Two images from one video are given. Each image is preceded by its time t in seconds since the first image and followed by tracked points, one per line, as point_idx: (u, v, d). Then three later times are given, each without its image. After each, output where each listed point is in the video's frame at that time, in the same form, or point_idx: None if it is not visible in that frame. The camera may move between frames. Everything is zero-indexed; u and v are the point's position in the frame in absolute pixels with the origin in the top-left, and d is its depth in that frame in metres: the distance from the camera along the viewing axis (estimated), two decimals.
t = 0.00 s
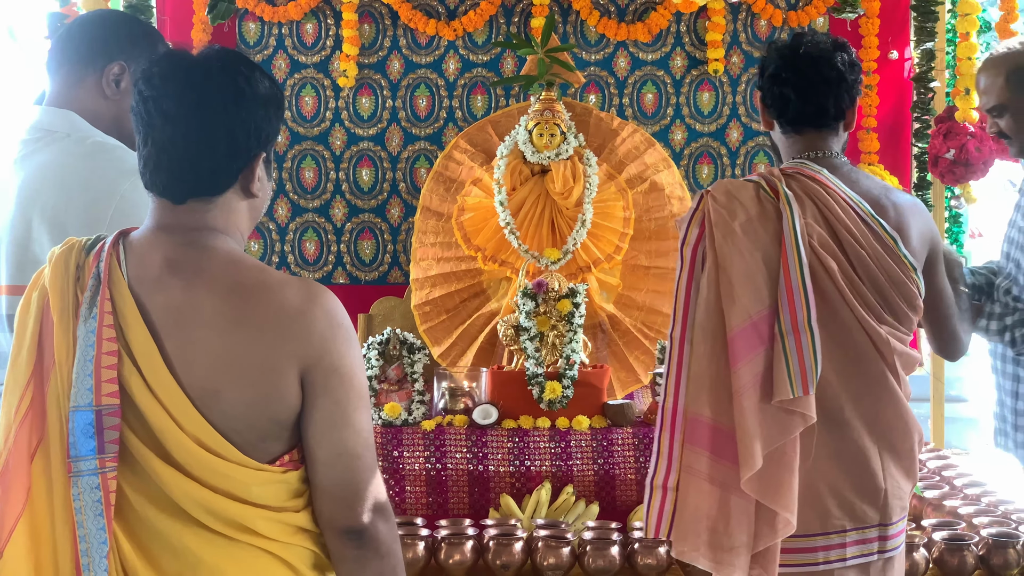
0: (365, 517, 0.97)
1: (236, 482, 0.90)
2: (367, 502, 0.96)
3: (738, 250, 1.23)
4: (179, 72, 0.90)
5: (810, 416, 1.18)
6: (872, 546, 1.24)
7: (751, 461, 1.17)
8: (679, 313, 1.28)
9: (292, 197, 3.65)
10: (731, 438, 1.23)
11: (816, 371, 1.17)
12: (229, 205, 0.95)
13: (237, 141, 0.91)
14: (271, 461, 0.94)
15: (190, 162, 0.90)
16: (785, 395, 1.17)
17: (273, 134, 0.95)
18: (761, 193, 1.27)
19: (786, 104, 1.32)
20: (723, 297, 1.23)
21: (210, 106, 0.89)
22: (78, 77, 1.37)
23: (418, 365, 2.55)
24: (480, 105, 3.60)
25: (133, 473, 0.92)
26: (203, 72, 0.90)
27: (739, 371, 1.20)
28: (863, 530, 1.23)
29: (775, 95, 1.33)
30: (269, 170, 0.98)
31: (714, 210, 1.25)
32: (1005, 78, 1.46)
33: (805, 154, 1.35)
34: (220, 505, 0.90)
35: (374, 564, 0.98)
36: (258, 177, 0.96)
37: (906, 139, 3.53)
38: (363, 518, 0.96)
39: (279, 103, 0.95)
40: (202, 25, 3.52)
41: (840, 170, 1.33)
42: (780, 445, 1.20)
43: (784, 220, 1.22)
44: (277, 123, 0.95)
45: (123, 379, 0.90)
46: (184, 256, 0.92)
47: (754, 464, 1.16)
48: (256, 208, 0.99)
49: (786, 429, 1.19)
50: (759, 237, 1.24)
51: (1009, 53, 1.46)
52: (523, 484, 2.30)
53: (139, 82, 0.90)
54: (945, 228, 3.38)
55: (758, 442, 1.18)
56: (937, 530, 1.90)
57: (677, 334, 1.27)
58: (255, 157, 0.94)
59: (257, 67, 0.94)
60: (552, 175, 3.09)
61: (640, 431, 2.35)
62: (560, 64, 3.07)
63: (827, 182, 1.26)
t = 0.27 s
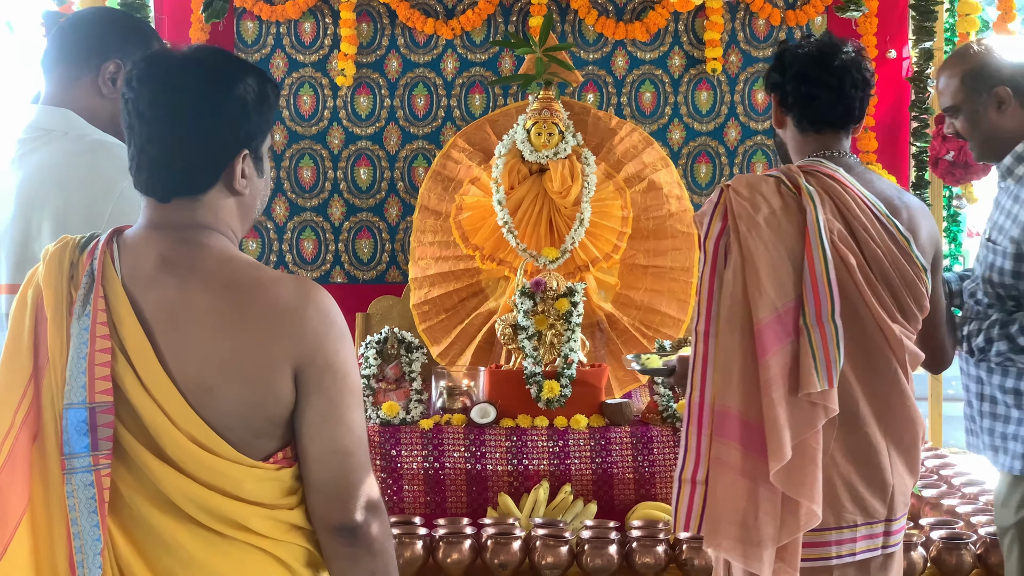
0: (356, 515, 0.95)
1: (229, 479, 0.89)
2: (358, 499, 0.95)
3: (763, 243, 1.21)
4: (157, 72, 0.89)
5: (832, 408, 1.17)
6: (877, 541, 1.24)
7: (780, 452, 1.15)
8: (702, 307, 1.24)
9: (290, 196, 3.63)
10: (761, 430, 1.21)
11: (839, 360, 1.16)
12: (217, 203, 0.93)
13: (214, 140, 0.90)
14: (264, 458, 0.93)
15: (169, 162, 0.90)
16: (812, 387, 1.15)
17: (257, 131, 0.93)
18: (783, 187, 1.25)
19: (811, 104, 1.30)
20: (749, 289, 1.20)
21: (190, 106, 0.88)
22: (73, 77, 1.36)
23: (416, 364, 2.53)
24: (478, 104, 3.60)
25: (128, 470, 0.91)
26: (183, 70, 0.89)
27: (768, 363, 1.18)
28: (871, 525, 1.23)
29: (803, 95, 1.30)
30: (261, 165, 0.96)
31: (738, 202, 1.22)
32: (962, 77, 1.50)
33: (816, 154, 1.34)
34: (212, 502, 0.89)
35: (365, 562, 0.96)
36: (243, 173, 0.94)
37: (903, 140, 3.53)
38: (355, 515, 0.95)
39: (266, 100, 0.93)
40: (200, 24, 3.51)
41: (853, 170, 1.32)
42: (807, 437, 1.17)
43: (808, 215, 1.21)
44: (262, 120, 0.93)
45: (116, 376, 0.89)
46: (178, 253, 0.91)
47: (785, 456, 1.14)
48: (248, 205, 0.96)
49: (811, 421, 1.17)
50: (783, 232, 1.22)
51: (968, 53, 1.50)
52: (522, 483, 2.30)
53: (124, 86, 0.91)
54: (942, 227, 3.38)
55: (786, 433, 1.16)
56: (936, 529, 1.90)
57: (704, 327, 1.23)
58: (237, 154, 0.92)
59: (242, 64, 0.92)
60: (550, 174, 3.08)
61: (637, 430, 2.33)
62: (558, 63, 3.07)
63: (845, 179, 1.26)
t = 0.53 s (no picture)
0: (349, 511, 0.94)
1: (222, 475, 0.89)
2: (351, 495, 0.94)
3: (789, 233, 1.18)
4: (139, 72, 0.89)
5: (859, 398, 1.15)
6: (884, 534, 1.23)
7: (816, 439, 1.12)
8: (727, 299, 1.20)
9: (289, 193, 3.63)
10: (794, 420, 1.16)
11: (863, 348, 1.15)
12: (205, 200, 0.93)
13: (198, 136, 0.89)
14: (257, 455, 0.93)
15: (155, 162, 0.90)
16: (845, 374, 1.13)
17: (243, 125, 0.92)
18: (803, 179, 1.22)
19: (827, 101, 1.29)
20: (779, 277, 1.17)
21: (169, 105, 0.88)
22: (70, 76, 1.35)
23: (416, 361, 2.56)
24: (478, 101, 3.60)
25: (121, 468, 0.91)
26: (161, 69, 0.88)
27: (800, 351, 1.15)
28: (880, 517, 1.22)
29: (818, 92, 1.29)
30: (248, 161, 0.95)
31: (762, 192, 1.19)
32: (949, 62, 1.51)
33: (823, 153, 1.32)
34: (205, 499, 0.89)
35: (359, 558, 0.95)
36: (230, 169, 0.93)
37: (903, 137, 3.53)
38: (348, 511, 0.94)
39: (250, 93, 0.92)
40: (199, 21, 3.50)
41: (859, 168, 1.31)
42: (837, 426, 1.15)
43: (832, 206, 1.19)
44: (248, 113, 0.92)
45: (109, 373, 0.89)
46: (169, 251, 0.91)
47: (820, 442, 1.11)
48: (237, 201, 0.96)
49: (840, 410, 1.15)
50: (807, 222, 1.19)
51: (947, 39, 1.52)
52: (521, 481, 2.29)
53: (110, 86, 0.91)
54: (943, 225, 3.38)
55: (820, 419, 1.13)
56: (935, 527, 1.90)
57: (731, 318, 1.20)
58: (222, 150, 0.91)
59: (224, 58, 0.91)
60: (550, 172, 3.08)
61: (637, 428, 2.33)
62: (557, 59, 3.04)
63: (859, 174, 1.25)
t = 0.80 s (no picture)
0: (343, 504, 0.93)
1: (214, 471, 0.88)
2: (345, 490, 0.93)
3: (804, 225, 1.16)
4: (126, 68, 0.88)
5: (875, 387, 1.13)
6: (892, 526, 1.22)
7: (841, 428, 1.09)
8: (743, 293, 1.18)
9: (290, 189, 3.62)
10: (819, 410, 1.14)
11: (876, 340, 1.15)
12: (196, 195, 0.92)
13: (186, 131, 0.88)
14: (250, 450, 0.92)
15: (145, 157, 0.89)
16: (864, 364, 1.12)
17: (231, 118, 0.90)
18: (811, 174, 1.22)
19: (829, 98, 1.26)
20: (797, 268, 1.15)
21: (155, 100, 0.87)
22: (68, 71, 1.34)
23: (416, 356, 2.52)
24: (478, 97, 3.57)
25: (114, 463, 0.90)
26: (147, 64, 0.87)
27: (822, 341, 1.12)
28: (890, 509, 1.21)
29: (820, 90, 1.26)
30: (239, 154, 0.94)
31: (774, 184, 1.18)
32: (927, 60, 1.50)
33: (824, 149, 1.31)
34: (199, 494, 0.88)
35: (353, 551, 0.94)
36: (220, 163, 0.92)
37: (903, 134, 3.51)
38: (342, 505, 0.93)
39: (236, 87, 0.90)
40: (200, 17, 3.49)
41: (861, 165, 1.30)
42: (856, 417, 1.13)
43: (843, 198, 1.19)
44: (235, 106, 0.91)
45: (102, 369, 0.88)
46: (162, 246, 0.90)
47: (846, 431, 1.09)
48: (228, 195, 0.95)
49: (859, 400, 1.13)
50: (819, 215, 1.19)
51: (926, 35, 1.51)
52: (521, 476, 2.30)
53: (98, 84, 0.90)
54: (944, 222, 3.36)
55: (844, 408, 1.11)
56: (936, 524, 1.89)
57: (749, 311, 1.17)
58: (210, 144, 0.90)
59: (209, 51, 0.89)
60: (551, 167, 3.07)
61: (638, 423, 2.31)
62: (558, 56, 3.05)
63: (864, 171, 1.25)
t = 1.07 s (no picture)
0: (335, 501, 0.92)
1: (206, 467, 0.87)
2: (337, 486, 0.92)
3: (805, 218, 1.15)
4: (129, 60, 0.86)
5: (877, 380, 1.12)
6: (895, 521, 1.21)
7: (838, 419, 1.08)
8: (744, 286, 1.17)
9: (289, 184, 3.60)
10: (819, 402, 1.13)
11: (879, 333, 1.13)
12: (191, 190, 0.91)
13: (188, 125, 0.87)
14: (241, 446, 0.91)
15: (144, 151, 0.87)
16: (865, 357, 1.11)
17: (232, 115, 0.90)
18: (812, 168, 1.20)
19: (830, 102, 1.24)
20: (797, 262, 1.13)
21: (159, 93, 0.85)
22: (65, 67, 1.29)
23: (415, 353, 2.51)
24: (478, 93, 3.56)
25: (105, 459, 0.89)
26: (151, 57, 0.86)
27: (822, 335, 1.11)
28: (894, 504, 1.19)
29: (817, 96, 1.24)
30: (236, 151, 0.93)
31: (775, 178, 1.17)
32: (910, 56, 1.46)
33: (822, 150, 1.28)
34: (190, 490, 0.87)
35: (345, 547, 0.94)
36: (219, 160, 0.91)
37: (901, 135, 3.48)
38: (333, 501, 0.92)
39: (239, 83, 0.90)
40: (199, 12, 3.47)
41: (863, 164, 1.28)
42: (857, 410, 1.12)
43: (845, 192, 1.17)
44: (237, 103, 0.90)
45: (94, 365, 0.87)
46: (153, 241, 0.89)
47: (843, 422, 1.08)
48: (224, 191, 0.94)
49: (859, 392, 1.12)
50: (821, 208, 1.17)
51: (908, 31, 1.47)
52: (520, 473, 2.28)
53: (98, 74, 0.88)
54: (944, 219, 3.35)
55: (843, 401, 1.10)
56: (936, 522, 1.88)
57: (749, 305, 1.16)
58: (210, 140, 0.89)
59: (211, 46, 0.88)
60: (550, 164, 3.06)
61: (637, 420, 2.30)
62: (559, 53, 3.04)
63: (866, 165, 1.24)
